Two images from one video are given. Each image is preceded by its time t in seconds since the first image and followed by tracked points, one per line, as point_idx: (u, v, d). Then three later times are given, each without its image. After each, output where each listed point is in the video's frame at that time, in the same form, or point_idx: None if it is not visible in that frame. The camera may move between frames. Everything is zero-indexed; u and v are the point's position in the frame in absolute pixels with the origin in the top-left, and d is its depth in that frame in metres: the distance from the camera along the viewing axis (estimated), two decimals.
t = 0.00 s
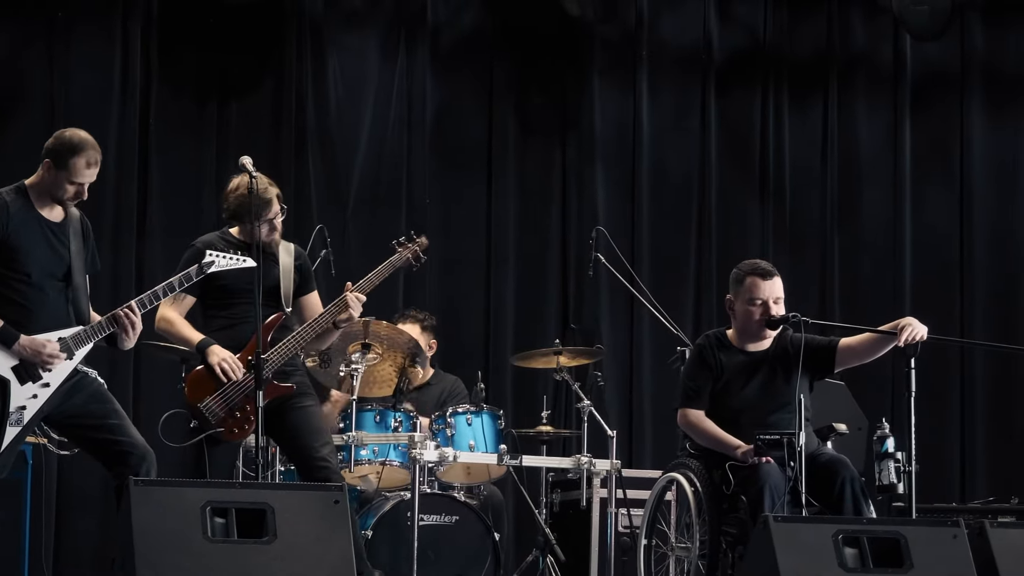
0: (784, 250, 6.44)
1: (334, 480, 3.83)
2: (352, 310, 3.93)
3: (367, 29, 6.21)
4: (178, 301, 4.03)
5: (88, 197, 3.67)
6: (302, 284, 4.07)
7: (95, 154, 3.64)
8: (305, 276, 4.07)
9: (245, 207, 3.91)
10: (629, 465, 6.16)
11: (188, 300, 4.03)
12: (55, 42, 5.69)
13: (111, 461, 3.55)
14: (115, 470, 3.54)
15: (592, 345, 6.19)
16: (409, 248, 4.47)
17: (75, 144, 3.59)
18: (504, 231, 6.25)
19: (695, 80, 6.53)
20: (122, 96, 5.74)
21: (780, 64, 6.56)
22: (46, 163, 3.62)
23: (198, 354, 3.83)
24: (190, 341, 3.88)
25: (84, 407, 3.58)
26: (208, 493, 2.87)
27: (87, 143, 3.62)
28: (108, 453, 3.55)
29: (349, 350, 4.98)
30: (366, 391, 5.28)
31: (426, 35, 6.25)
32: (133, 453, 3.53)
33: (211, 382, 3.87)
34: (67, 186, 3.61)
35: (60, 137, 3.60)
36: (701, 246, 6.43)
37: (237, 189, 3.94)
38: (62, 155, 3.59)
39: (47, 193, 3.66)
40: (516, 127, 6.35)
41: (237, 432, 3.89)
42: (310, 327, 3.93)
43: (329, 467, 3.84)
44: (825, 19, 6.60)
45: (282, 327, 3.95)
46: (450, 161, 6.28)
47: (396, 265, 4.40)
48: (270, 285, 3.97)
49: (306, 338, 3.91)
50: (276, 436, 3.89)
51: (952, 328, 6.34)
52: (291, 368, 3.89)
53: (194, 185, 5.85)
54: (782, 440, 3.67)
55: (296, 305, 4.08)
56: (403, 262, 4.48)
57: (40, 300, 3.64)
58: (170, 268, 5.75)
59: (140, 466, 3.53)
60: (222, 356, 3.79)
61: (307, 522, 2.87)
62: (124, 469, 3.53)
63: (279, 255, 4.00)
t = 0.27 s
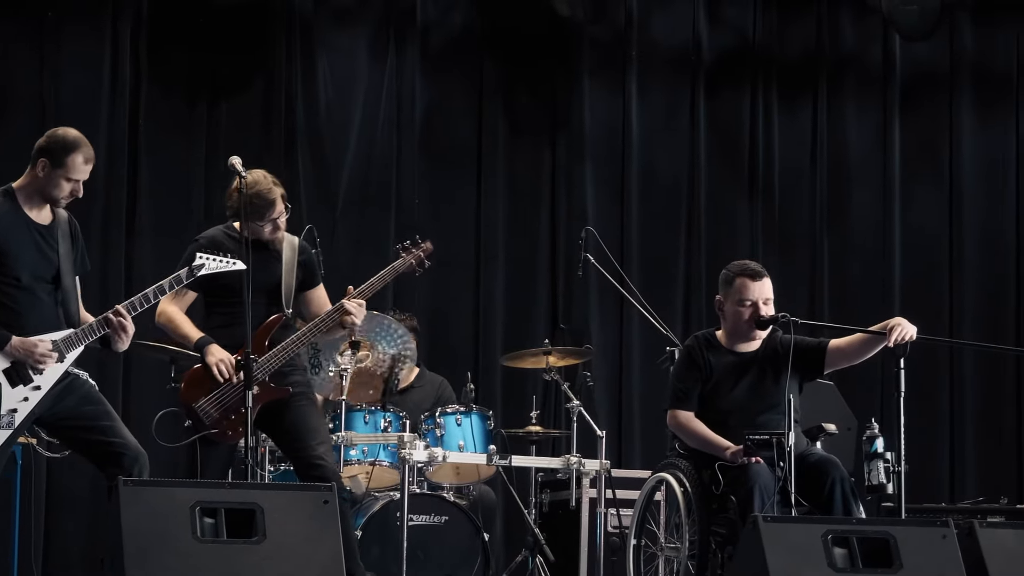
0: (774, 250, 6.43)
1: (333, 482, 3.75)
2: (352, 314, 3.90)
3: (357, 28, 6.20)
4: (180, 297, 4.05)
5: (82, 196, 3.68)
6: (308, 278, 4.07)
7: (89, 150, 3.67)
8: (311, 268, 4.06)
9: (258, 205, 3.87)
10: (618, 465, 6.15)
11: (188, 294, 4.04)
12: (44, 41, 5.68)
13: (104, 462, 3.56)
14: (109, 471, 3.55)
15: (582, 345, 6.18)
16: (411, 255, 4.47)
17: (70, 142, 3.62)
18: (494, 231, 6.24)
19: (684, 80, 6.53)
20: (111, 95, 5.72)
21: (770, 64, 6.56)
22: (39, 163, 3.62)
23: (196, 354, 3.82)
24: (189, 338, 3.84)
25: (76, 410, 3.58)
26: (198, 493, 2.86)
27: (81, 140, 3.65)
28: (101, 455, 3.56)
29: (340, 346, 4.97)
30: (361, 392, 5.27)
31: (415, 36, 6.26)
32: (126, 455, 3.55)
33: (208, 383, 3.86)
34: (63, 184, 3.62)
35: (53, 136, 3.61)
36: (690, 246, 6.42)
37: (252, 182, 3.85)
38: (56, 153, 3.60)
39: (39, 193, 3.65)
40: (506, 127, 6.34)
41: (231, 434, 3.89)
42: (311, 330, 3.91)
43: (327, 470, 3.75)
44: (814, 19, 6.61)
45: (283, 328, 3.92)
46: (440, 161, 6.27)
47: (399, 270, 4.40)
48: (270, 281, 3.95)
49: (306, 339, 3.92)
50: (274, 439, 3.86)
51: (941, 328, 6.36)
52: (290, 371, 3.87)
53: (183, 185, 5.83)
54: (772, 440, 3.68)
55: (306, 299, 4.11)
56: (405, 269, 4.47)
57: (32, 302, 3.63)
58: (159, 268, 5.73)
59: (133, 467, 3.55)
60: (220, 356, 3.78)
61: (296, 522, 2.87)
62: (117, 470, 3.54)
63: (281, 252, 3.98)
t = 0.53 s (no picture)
0: (764, 250, 6.43)
1: (326, 483, 3.69)
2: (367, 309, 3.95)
3: (346, 28, 6.18)
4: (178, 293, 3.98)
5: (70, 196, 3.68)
6: (310, 277, 4.07)
7: (77, 151, 3.65)
8: (314, 267, 4.07)
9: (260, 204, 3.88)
10: (607, 465, 6.14)
11: (190, 290, 3.99)
12: (33, 39, 5.63)
13: (94, 463, 3.54)
14: (99, 472, 3.53)
15: (571, 345, 6.18)
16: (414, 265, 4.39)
17: (57, 143, 3.60)
18: (483, 231, 6.23)
19: (673, 80, 6.53)
20: (101, 94, 5.68)
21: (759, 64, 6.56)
22: (28, 164, 3.61)
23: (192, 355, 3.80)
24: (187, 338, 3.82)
25: (67, 410, 3.56)
26: (187, 493, 2.84)
27: (68, 141, 3.63)
28: (92, 455, 3.55)
29: (328, 350, 4.97)
30: (344, 391, 5.26)
31: (404, 35, 6.25)
32: (117, 455, 3.53)
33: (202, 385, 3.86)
34: (50, 185, 3.61)
35: (40, 137, 3.60)
36: (679, 246, 6.42)
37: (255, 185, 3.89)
38: (44, 154, 3.59)
39: (28, 193, 3.65)
40: (495, 127, 6.34)
41: (222, 436, 3.87)
42: (316, 329, 3.93)
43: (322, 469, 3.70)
44: (804, 19, 6.61)
45: (282, 331, 3.91)
46: (429, 160, 6.26)
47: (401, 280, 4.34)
48: (271, 283, 3.94)
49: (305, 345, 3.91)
50: (269, 440, 3.84)
51: (931, 328, 6.36)
52: (287, 376, 3.86)
53: (172, 185, 5.80)
54: (761, 440, 3.62)
55: (313, 296, 4.13)
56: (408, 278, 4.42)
57: (22, 302, 3.63)
58: (148, 268, 5.70)
59: (123, 467, 3.53)
60: (213, 363, 3.76)
61: (285, 523, 2.85)
62: (108, 471, 3.52)
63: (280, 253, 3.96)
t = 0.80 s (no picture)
0: (753, 249, 6.43)
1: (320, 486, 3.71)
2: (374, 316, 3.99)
3: (336, 28, 6.17)
4: (176, 291, 4.03)
5: (55, 194, 3.67)
6: (311, 278, 4.13)
7: (64, 147, 3.65)
8: (314, 269, 4.11)
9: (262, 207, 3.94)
10: (597, 465, 6.14)
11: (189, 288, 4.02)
12: (23, 38, 5.61)
13: (84, 463, 3.53)
14: (89, 472, 3.52)
15: (561, 345, 6.17)
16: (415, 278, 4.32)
17: (45, 138, 3.60)
18: (473, 231, 6.21)
19: (663, 80, 6.52)
20: (90, 93, 5.66)
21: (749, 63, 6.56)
22: (15, 159, 3.60)
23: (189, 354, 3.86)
24: (185, 338, 3.89)
25: (57, 411, 3.56)
26: (176, 493, 2.85)
27: (56, 138, 3.63)
28: (83, 455, 3.53)
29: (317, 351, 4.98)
30: (331, 391, 5.20)
31: (393, 35, 6.23)
32: (107, 455, 3.52)
33: (197, 387, 3.89)
34: (36, 181, 3.60)
35: (30, 133, 3.60)
36: (669, 246, 6.42)
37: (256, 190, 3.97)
38: (32, 149, 3.58)
39: (13, 190, 3.63)
40: (484, 127, 6.33)
41: (213, 439, 3.89)
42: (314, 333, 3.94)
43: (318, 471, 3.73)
44: (793, 19, 6.60)
45: (280, 335, 3.94)
46: (418, 160, 6.25)
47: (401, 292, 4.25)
48: (269, 287, 3.96)
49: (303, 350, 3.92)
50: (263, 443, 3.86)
51: (920, 328, 6.37)
52: (283, 380, 3.88)
53: (161, 184, 5.78)
54: (750, 440, 3.67)
55: (314, 296, 4.17)
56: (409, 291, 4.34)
57: (12, 302, 3.65)
58: (138, 268, 5.69)
59: (113, 467, 3.51)
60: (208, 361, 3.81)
61: (275, 523, 2.89)
62: (97, 471, 3.50)
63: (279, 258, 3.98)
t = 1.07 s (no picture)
0: (742, 250, 6.43)
1: (315, 487, 3.73)
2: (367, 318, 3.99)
3: (325, 28, 6.15)
4: (167, 291, 4.01)
5: (43, 199, 3.69)
6: (305, 278, 4.09)
7: (55, 153, 3.67)
8: (307, 269, 4.09)
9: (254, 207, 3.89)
10: (586, 465, 6.13)
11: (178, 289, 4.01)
12: (11, 38, 5.56)
13: (74, 463, 3.57)
14: (78, 472, 3.56)
15: (550, 346, 6.17)
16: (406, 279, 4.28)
17: (37, 145, 3.61)
18: (462, 232, 6.20)
19: (652, 80, 6.52)
20: (80, 93, 5.63)
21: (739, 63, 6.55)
22: (4, 163, 3.61)
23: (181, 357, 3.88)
24: (176, 341, 3.90)
25: (46, 411, 3.59)
26: (165, 494, 2.91)
27: (46, 143, 3.64)
28: (72, 455, 3.57)
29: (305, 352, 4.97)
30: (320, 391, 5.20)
31: (383, 35, 6.22)
32: (97, 456, 3.56)
33: (188, 389, 3.90)
34: (26, 185, 3.62)
35: (21, 138, 3.60)
36: (658, 246, 6.42)
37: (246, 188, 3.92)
38: (23, 155, 3.59)
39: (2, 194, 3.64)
40: (474, 128, 6.32)
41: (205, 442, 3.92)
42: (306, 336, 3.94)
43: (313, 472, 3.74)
44: (783, 19, 6.60)
45: (273, 336, 3.93)
46: (407, 160, 6.24)
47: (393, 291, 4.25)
48: (262, 289, 3.95)
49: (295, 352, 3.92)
50: (258, 444, 3.88)
51: (910, 329, 6.37)
52: (276, 382, 3.89)
53: (150, 185, 5.77)
54: (741, 441, 3.71)
55: (308, 297, 4.15)
56: (400, 290, 4.32)
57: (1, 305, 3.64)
58: (127, 270, 5.68)
59: (103, 467, 3.56)
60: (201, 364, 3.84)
61: (264, 523, 2.93)
62: (87, 471, 3.55)
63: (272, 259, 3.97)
